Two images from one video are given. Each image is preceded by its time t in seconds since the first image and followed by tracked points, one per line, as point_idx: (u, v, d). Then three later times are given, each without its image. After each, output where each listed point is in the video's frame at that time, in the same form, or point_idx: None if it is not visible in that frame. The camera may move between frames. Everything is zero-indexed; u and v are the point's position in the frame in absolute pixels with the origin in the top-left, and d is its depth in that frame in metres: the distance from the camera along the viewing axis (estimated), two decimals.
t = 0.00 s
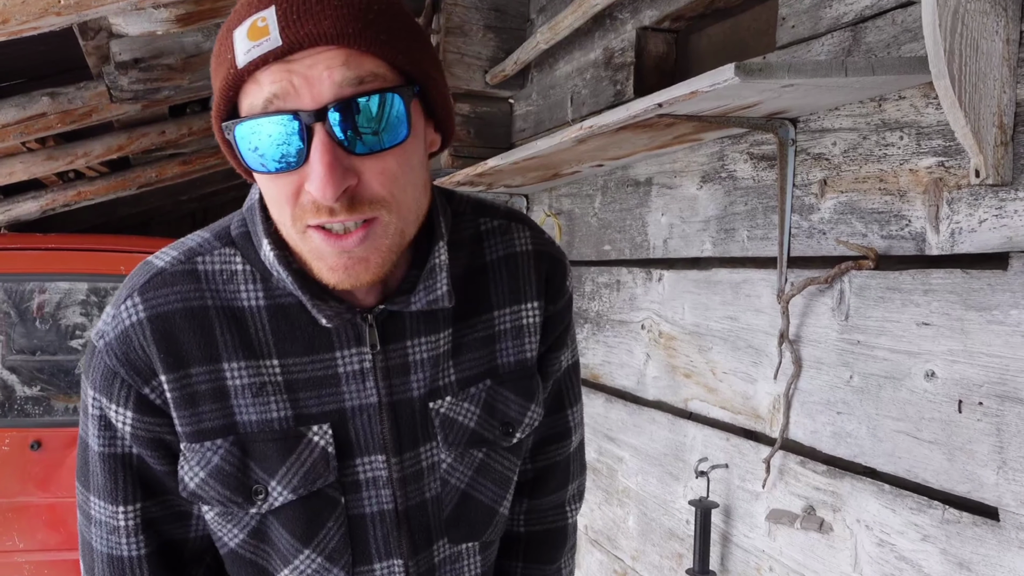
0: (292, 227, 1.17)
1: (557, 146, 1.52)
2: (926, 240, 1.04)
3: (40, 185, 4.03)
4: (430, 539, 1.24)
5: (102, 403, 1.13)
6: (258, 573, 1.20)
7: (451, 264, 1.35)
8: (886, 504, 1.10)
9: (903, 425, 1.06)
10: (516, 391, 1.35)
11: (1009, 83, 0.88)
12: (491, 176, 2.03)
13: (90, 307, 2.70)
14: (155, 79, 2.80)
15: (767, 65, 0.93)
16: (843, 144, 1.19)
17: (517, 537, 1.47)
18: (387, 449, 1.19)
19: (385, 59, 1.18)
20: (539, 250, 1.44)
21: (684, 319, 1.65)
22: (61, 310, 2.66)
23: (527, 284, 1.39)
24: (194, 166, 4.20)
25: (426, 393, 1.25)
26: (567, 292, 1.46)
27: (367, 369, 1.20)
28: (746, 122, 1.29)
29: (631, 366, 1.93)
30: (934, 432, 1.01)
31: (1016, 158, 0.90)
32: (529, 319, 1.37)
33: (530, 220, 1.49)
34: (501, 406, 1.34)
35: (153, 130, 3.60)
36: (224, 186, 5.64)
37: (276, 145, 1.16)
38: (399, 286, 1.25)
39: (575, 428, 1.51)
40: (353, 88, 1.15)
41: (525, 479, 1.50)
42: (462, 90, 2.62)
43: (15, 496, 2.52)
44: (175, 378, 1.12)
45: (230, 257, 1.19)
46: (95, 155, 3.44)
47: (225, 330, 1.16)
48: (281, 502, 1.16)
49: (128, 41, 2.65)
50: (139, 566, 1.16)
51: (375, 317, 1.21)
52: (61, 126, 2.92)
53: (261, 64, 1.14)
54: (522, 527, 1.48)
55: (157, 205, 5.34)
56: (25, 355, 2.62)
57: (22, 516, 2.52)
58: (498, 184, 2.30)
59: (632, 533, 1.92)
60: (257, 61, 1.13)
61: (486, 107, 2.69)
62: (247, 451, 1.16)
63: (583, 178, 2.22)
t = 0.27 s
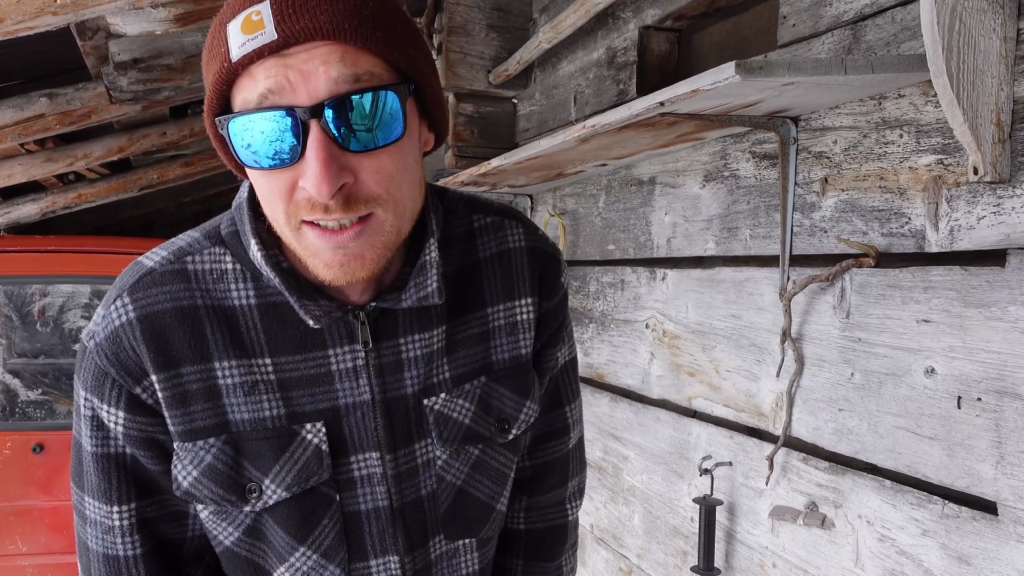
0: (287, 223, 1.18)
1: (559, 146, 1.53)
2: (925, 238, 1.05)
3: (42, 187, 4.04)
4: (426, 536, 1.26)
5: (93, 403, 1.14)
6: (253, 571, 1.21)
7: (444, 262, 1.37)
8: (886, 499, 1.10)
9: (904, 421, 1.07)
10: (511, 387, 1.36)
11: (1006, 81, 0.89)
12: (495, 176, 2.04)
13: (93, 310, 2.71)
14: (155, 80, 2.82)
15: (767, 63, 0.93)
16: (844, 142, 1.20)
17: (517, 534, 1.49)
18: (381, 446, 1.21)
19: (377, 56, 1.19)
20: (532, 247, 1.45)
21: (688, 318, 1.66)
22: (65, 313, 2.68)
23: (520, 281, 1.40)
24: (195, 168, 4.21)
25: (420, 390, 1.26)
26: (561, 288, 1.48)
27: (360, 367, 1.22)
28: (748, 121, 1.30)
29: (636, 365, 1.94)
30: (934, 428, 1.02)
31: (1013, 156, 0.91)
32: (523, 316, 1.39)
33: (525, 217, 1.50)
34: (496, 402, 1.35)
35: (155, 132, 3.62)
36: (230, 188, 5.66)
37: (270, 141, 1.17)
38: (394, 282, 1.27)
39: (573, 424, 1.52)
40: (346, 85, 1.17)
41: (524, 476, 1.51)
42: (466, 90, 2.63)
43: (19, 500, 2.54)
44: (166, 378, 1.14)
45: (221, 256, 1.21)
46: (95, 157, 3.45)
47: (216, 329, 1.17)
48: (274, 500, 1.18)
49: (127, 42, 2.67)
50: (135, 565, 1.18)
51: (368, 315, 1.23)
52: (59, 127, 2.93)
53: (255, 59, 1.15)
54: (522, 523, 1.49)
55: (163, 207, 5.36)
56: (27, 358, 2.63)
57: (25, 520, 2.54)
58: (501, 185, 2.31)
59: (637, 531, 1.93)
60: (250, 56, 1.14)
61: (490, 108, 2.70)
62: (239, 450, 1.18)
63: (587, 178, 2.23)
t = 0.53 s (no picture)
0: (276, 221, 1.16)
1: (558, 145, 1.53)
2: (928, 236, 1.04)
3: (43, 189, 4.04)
4: (421, 534, 1.25)
5: (95, 401, 1.14)
6: (251, 569, 1.20)
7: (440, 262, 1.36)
8: (890, 499, 1.10)
9: (907, 421, 1.06)
10: (507, 387, 1.35)
11: (1010, 76, 0.88)
12: (492, 176, 2.03)
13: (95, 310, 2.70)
14: (155, 82, 2.80)
15: (768, 61, 0.93)
16: (845, 139, 1.19)
17: (512, 535, 1.47)
18: (378, 445, 1.20)
19: (369, 51, 1.19)
20: (527, 247, 1.44)
21: (687, 317, 1.65)
22: (67, 314, 2.66)
23: (516, 280, 1.39)
24: (195, 169, 4.21)
25: (417, 389, 1.25)
26: (556, 289, 1.46)
27: (357, 366, 1.20)
28: (747, 119, 1.29)
29: (635, 364, 1.93)
30: (937, 427, 1.01)
31: (1018, 152, 0.90)
32: (519, 316, 1.37)
33: (520, 218, 1.49)
34: (493, 402, 1.33)
35: (156, 133, 3.61)
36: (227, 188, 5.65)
37: (266, 139, 1.16)
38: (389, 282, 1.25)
39: (568, 425, 1.52)
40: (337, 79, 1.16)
41: (519, 476, 1.50)
42: (463, 89, 2.62)
43: (24, 498, 2.53)
44: (167, 376, 1.13)
45: (220, 256, 1.20)
46: (97, 159, 3.48)
47: (215, 328, 1.17)
48: (273, 497, 1.17)
49: (128, 44, 2.65)
50: (135, 563, 1.17)
51: (365, 314, 1.22)
52: (62, 129, 2.92)
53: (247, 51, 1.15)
54: (517, 525, 1.47)
55: (160, 207, 5.35)
56: (31, 359, 2.62)
57: (30, 518, 2.53)
58: (499, 184, 2.30)
59: (637, 531, 1.92)
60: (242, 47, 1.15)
61: (488, 107, 2.69)
62: (239, 448, 1.17)
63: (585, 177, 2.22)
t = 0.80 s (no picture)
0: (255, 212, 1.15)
1: (557, 144, 1.53)
2: (929, 232, 1.04)
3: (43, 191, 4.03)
4: (416, 527, 1.23)
5: (94, 390, 1.15)
6: (245, 562, 1.19)
7: (436, 255, 1.34)
8: (892, 497, 1.09)
9: (909, 418, 1.06)
10: (504, 381, 1.33)
11: (1010, 71, 0.88)
12: (491, 175, 2.03)
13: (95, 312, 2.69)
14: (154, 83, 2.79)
15: (767, 58, 0.92)
16: (845, 136, 1.19)
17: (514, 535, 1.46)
18: (372, 436, 1.19)
19: (347, 40, 1.18)
20: (524, 244, 1.41)
21: (687, 315, 1.65)
22: (67, 315, 2.66)
23: (513, 276, 1.37)
24: (195, 169, 4.20)
25: (410, 382, 1.24)
26: (555, 284, 1.44)
27: (351, 358, 1.20)
28: (747, 116, 1.29)
29: (635, 363, 1.93)
30: (939, 424, 1.01)
31: (1019, 147, 0.90)
32: (516, 311, 1.35)
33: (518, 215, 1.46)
34: (489, 397, 1.32)
35: (155, 134, 3.62)
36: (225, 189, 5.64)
37: (252, 132, 1.15)
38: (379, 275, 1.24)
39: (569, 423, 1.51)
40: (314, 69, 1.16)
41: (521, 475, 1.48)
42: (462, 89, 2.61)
43: (28, 500, 2.52)
44: (163, 366, 1.14)
45: (217, 249, 1.21)
46: (97, 160, 3.48)
47: (211, 319, 1.17)
48: (267, 486, 1.16)
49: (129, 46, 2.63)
50: (133, 553, 1.17)
51: (359, 306, 1.21)
52: (62, 131, 2.92)
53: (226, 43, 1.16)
54: (519, 526, 1.46)
55: (159, 209, 5.34)
56: (32, 359, 2.61)
57: (34, 519, 2.52)
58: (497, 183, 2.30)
59: (638, 530, 1.92)
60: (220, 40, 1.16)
61: (486, 106, 2.69)
62: (234, 437, 1.17)
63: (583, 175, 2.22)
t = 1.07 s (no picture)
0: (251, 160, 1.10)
1: (557, 154, 1.53)
2: (929, 234, 1.04)
3: (46, 212, 4.05)
4: (416, 501, 1.13)
5: (104, 358, 1.12)
6: (243, 535, 1.10)
7: (434, 227, 1.23)
8: (899, 498, 1.10)
9: (914, 419, 1.06)
10: (508, 354, 1.20)
11: (1005, 74, 0.88)
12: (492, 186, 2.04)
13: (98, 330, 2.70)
14: (154, 102, 2.80)
15: (764, 65, 0.93)
16: (843, 140, 1.19)
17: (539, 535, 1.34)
18: (369, 403, 1.11)
19: None
20: (528, 221, 1.29)
21: (690, 321, 1.65)
22: (69, 334, 2.67)
23: (515, 250, 1.25)
24: (195, 188, 4.22)
25: (410, 352, 1.15)
26: (563, 260, 1.30)
27: (349, 325, 1.12)
28: (745, 122, 1.30)
29: (640, 371, 1.93)
30: (945, 425, 1.01)
31: (1017, 149, 0.90)
32: (519, 285, 1.23)
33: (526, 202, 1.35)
34: (491, 370, 1.20)
35: (154, 153, 3.62)
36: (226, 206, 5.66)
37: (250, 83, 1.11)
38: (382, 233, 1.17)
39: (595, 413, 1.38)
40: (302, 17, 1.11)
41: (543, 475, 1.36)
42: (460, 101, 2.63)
43: (34, 520, 2.50)
44: (164, 328, 1.09)
45: (224, 223, 1.17)
46: (98, 180, 3.45)
47: (214, 286, 1.12)
48: (263, 448, 1.09)
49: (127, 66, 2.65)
50: (135, 528, 1.12)
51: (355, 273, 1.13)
52: (64, 152, 2.93)
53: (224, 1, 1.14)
54: (546, 523, 1.34)
55: (160, 227, 5.36)
56: (36, 380, 2.62)
57: (40, 539, 2.50)
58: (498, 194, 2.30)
59: (646, 537, 1.92)
60: None
61: (485, 117, 2.70)
62: (233, 401, 1.10)
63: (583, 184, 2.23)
